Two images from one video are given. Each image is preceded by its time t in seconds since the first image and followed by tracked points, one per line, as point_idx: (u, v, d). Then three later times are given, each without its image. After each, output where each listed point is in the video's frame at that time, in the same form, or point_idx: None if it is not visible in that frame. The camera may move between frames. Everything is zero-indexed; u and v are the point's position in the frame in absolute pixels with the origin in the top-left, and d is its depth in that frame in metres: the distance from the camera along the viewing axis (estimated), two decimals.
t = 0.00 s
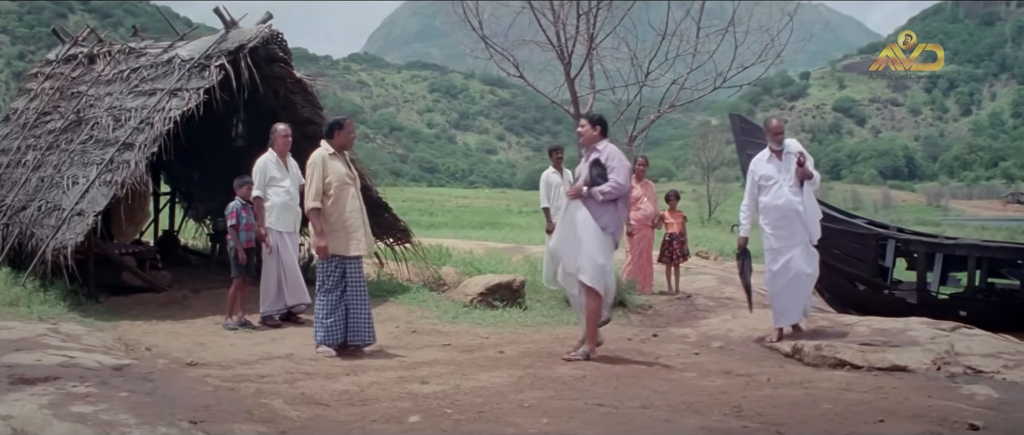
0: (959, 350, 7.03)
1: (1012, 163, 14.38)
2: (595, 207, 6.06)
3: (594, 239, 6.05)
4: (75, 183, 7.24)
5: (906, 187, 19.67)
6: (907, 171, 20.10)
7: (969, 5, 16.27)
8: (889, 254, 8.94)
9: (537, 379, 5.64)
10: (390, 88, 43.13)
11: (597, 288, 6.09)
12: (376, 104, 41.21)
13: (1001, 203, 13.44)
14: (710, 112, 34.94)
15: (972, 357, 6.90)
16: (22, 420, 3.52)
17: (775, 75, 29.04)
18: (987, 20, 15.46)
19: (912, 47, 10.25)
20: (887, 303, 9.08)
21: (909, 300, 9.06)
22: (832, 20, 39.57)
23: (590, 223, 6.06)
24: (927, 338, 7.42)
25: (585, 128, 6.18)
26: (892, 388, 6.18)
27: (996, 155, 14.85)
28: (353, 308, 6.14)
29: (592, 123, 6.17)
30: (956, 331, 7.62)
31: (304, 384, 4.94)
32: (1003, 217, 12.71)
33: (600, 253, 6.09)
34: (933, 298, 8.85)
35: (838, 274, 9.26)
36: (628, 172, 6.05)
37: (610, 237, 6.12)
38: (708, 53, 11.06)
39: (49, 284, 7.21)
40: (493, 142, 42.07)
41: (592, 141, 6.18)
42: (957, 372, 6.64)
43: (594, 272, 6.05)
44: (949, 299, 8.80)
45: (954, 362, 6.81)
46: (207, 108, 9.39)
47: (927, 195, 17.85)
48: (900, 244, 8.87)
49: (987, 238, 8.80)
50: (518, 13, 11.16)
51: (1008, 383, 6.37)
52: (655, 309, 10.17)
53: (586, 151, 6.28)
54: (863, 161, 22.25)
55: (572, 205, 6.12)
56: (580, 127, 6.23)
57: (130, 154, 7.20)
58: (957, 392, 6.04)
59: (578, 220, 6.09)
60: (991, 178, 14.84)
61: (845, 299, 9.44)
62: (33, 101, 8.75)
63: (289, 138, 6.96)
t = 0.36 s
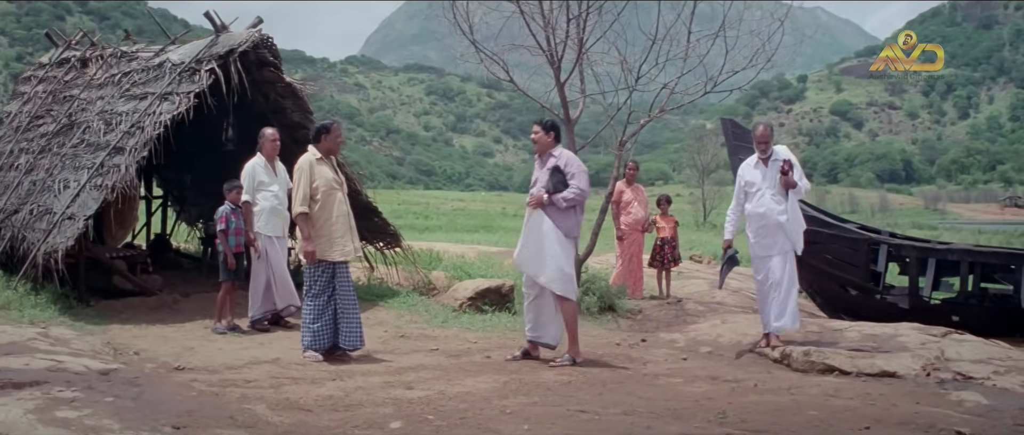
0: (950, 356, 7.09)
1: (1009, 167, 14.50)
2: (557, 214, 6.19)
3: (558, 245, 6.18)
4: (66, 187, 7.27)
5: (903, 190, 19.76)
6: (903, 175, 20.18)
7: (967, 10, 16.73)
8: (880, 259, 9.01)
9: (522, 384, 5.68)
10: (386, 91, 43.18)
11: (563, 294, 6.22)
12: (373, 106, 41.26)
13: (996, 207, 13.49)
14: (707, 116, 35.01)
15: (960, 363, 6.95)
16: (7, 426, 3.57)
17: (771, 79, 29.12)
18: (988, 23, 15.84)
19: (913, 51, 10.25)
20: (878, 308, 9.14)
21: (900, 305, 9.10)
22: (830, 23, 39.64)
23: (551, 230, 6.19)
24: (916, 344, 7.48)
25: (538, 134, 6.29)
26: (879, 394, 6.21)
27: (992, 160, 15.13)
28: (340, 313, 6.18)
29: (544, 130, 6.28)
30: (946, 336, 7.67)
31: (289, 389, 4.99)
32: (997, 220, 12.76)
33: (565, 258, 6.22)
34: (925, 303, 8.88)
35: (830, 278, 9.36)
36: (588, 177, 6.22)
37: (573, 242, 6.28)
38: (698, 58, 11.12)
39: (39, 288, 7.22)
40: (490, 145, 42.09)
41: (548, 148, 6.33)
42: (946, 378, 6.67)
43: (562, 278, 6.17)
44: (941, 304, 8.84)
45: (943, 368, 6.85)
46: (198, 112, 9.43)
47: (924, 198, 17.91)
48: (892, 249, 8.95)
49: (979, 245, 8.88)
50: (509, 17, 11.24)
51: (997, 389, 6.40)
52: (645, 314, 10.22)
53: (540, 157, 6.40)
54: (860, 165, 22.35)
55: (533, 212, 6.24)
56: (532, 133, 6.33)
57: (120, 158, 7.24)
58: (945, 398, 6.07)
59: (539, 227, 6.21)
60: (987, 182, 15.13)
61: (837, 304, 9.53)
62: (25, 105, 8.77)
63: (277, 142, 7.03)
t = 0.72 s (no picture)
0: (945, 362, 7.09)
1: (1010, 170, 14.73)
2: (541, 219, 6.26)
3: (544, 248, 6.25)
4: (62, 191, 7.29)
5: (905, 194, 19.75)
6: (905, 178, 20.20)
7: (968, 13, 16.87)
8: (877, 263, 9.01)
9: (513, 389, 5.69)
10: (388, 95, 43.21)
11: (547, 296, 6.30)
12: (374, 110, 41.33)
13: (997, 210, 13.47)
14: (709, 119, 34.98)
15: (955, 368, 6.95)
16: None
17: (772, 83, 29.12)
18: (989, 27, 16.12)
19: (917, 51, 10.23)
20: (875, 313, 9.17)
21: (897, 310, 9.14)
22: (833, 26, 39.59)
23: (537, 233, 6.25)
24: (911, 350, 7.49)
25: (513, 147, 6.29)
26: (872, 400, 6.09)
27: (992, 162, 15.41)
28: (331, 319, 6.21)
29: (519, 142, 6.28)
30: (941, 341, 7.67)
31: (280, 394, 5.03)
32: (997, 224, 12.74)
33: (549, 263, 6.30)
34: (921, 308, 8.94)
35: (825, 283, 9.35)
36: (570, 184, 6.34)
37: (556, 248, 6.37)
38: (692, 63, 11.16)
39: (34, 293, 7.21)
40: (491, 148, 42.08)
41: (526, 158, 6.34)
42: (940, 384, 6.66)
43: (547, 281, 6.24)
44: (937, 309, 8.90)
45: (937, 373, 6.83)
46: (192, 116, 9.47)
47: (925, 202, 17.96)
48: (888, 254, 8.94)
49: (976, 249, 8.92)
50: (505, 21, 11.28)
51: (990, 395, 6.39)
52: (639, 319, 10.26)
53: (518, 165, 6.40)
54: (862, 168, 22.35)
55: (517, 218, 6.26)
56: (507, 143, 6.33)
57: (115, 162, 7.27)
58: (939, 404, 6.05)
59: (523, 231, 6.23)
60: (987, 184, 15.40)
61: (833, 309, 9.51)
62: (22, 109, 8.79)
63: (270, 147, 7.10)
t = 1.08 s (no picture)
0: (940, 363, 7.09)
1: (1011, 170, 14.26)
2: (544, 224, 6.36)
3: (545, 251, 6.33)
4: (57, 192, 7.31)
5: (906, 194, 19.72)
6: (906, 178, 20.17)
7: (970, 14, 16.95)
8: (874, 264, 9.02)
9: (504, 391, 5.70)
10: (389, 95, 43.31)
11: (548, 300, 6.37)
12: (375, 110, 41.43)
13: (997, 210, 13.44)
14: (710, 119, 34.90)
15: (950, 370, 6.95)
16: None
17: (774, 83, 29.08)
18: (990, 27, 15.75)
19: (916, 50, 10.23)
20: (871, 313, 9.21)
21: (894, 310, 9.17)
22: (836, 26, 39.44)
23: (539, 236, 6.33)
24: (906, 351, 7.50)
25: (514, 150, 6.30)
26: (865, 402, 6.12)
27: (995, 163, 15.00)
28: (323, 319, 6.24)
29: (519, 147, 6.29)
30: (937, 343, 7.68)
31: (270, 396, 5.07)
32: (997, 224, 12.72)
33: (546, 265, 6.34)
34: (919, 309, 8.95)
35: (822, 284, 9.34)
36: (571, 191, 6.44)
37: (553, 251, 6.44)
38: (688, 63, 11.17)
39: (30, 294, 7.21)
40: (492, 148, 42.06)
41: (526, 161, 6.36)
42: (934, 386, 6.66)
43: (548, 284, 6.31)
44: (934, 310, 8.92)
45: (932, 375, 6.84)
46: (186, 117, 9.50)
47: (925, 202, 17.98)
48: (885, 255, 8.95)
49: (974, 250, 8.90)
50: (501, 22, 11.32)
51: (984, 397, 6.39)
52: (634, 320, 10.27)
53: (518, 168, 6.43)
54: (862, 169, 22.36)
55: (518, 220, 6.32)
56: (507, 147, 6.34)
57: (110, 163, 7.29)
58: (932, 406, 6.04)
59: (525, 235, 6.29)
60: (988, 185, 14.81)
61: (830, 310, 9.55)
62: (18, 110, 8.80)
63: (263, 148, 7.10)
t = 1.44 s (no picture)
0: (941, 365, 7.06)
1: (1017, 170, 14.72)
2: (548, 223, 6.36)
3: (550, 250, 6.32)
4: (57, 195, 7.32)
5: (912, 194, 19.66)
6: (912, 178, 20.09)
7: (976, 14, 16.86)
8: (876, 265, 8.98)
9: (501, 394, 5.70)
10: (397, 96, 43.31)
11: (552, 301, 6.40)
12: (382, 111, 41.49)
13: (1004, 211, 13.36)
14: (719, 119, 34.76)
15: (951, 372, 6.92)
16: None
17: (781, 83, 28.98)
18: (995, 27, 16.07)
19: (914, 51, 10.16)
20: (874, 315, 9.20)
21: (897, 312, 9.16)
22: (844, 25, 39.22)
23: (544, 236, 6.32)
24: (907, 353, 7.47)
25: (527, 145, 6.38)
26: (864, 405, 6.11)
27: (1001, 163, 15.32)
28: (320, 322, 6.24)
29: (533, 141, 6.36)
30: (938, 345, 7.65)
31: (266, 399, 5.09)
32: (1005, 223, 12.64)
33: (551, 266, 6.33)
34: (921, 311, 8.92)
35: (824, 286, 9.35)
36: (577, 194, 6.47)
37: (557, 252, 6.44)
38: (689, 65, 11.16)
39: (29, 296, 7.21)
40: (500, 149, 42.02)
41: (537, 158, 6.42)
42: (935, 388, 6.63)
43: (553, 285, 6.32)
44: (937, 312, 8.91)
45: (933, 377, 6.81)
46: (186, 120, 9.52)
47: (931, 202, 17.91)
48: (887, 256, 8.89)
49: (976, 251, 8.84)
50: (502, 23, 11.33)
51: (985, 400, 6.36)
52: (636, 322, 10.26)
53: (529, 166, 6.49)
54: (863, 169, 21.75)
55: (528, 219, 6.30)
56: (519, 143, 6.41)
57: (109, 166, 7.30)
58: (932, 409, 6.01)
59: (535, 234, 6.29)
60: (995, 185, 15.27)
61: (833, 312, 9.56)
62: (19, 112, 8.82)
63: (264, 150, 7.11)
